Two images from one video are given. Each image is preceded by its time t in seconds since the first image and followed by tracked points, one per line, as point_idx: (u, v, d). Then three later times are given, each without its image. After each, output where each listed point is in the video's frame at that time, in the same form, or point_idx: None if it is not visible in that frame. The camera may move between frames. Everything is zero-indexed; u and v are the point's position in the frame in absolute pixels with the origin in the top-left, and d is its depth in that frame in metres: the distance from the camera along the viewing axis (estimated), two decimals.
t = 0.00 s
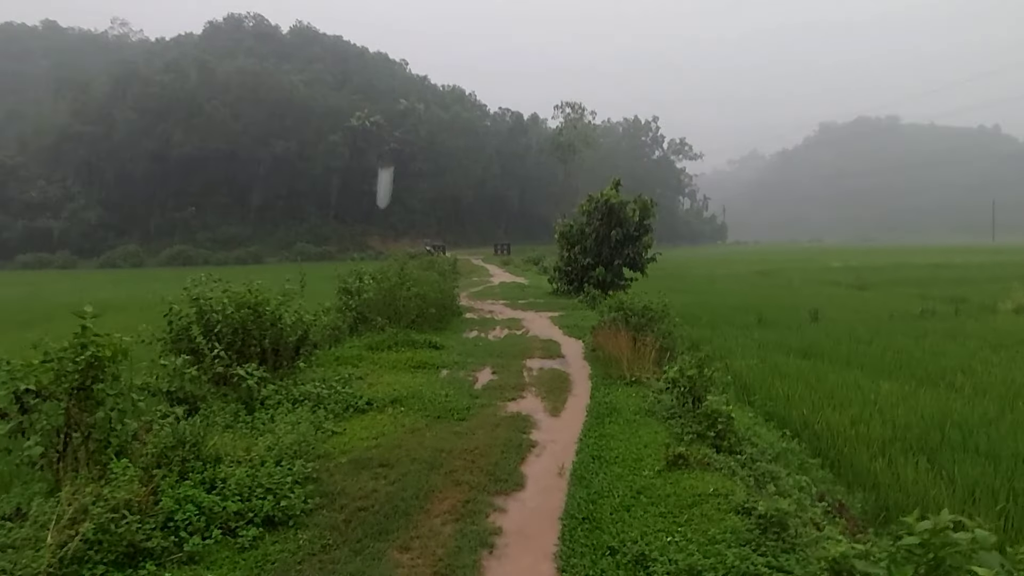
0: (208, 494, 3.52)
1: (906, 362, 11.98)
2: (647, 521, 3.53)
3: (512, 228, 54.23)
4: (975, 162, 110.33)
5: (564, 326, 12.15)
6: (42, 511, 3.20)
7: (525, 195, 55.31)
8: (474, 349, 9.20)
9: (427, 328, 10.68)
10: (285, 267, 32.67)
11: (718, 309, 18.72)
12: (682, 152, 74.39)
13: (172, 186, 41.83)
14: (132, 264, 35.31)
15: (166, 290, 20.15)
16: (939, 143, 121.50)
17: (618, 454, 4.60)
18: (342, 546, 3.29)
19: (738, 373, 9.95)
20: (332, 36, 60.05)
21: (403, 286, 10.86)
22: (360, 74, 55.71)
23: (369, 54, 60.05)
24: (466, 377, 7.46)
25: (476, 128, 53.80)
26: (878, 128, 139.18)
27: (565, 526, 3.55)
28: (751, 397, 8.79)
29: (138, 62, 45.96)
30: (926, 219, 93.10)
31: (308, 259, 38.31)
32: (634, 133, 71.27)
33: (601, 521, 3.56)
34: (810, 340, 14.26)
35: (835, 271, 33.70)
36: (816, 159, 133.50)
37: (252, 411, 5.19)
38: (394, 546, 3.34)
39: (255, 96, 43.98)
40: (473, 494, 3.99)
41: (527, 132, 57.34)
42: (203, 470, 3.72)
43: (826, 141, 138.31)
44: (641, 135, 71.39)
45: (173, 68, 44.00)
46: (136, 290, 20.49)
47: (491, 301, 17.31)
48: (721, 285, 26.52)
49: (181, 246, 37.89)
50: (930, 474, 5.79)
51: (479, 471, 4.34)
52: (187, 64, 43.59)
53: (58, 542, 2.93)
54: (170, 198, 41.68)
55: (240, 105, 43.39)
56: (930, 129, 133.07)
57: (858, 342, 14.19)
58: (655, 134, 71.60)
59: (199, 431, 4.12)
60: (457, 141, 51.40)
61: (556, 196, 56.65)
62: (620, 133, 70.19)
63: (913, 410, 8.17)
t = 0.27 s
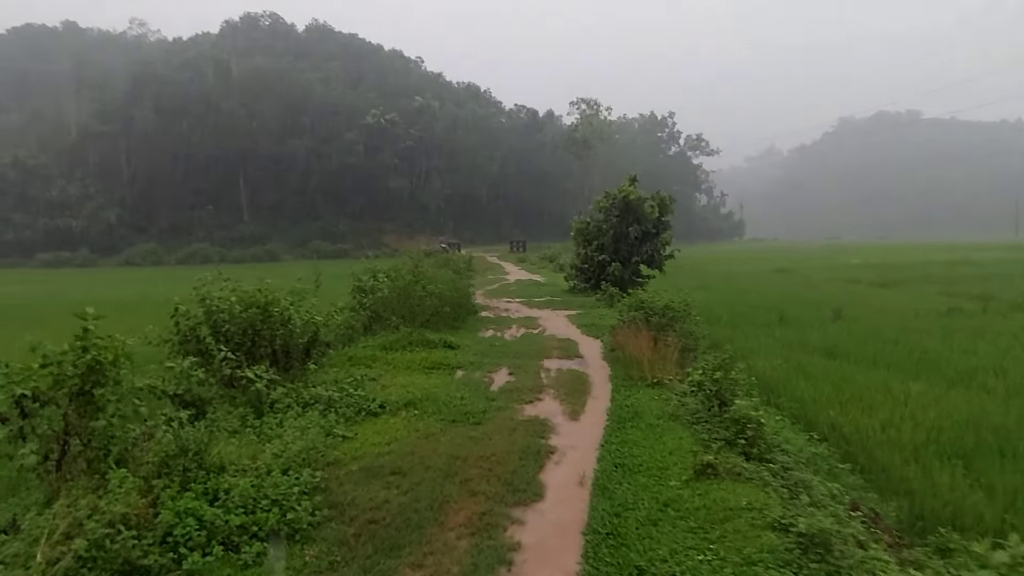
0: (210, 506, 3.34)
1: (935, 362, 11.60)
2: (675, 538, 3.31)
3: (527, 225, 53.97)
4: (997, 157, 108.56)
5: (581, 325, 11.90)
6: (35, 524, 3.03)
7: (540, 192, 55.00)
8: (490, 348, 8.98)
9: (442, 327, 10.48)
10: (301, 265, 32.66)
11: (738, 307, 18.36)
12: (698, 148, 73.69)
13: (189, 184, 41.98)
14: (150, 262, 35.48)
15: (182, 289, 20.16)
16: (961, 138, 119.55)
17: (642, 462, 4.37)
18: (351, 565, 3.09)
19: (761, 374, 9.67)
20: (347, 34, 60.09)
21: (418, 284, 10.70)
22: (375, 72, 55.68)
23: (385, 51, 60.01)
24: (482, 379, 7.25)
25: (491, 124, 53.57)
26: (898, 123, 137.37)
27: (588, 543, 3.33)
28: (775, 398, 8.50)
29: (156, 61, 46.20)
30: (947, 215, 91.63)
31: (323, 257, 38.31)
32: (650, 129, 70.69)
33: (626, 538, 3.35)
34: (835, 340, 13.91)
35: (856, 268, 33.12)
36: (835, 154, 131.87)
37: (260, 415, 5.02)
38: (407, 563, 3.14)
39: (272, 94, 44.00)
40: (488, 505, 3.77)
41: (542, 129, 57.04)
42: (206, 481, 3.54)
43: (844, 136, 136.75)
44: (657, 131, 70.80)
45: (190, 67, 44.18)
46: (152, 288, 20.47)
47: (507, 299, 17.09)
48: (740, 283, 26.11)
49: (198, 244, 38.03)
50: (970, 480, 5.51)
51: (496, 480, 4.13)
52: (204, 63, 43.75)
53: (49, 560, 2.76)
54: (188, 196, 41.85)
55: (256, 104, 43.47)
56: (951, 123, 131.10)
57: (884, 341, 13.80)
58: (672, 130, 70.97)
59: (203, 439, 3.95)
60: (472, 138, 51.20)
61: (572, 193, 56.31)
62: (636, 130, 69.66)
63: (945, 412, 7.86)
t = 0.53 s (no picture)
0: (201, 530, 3.10)
1: (965, 362, 11.20)
2: (707, 566, 3.03)
3: (539, 224, 53.66)
4: (1015, 150, 107.05)
5: (597, 326, 11.60)
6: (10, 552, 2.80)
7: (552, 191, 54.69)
8: (503, 351, 8.71)
9: (454, 329, 10.20)
10: (314, 266, 32.54)
11: (756, 305, 17.98)
12: (711, 144, 73.05)
13: (202, 186, 42.02)
14: (163, 264, 35.50)
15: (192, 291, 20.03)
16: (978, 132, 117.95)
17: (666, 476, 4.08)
18: None
19: (783, 375, 9.34)
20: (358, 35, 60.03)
21: (429, 285, 10.46)
22: (386, 72, 55.57)
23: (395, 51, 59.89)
24: (495, 384, 6.97)
25: (502, 123, 53.29)
26: (912, 117, 135.85)
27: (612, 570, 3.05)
28: (798, 400, 8.18)
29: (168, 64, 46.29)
30: (964, 210, 90.39)
31: (336, 258, 38.19)
32: (662, 126, 70.15)
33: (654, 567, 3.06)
34: (858, 338, 13.53)
35: (874, 265, 32.56)
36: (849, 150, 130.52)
37: (261, 426, 4.78)
38: None
39: (283, 96, 43.98)
40: (502, 525, 3.49)
41: (553, 127, 56.71)
42: (197, 501, 3.30)
43: (858, 131, 135.40)
44: (669, 128, 70.27)
45: (202, 70, 44.22)
46: (163, 291, 20.34)
47: (520, 299, 16.80)
48: (757, 281, 25.67)
49: (211, 246, 38.02)
50: (1014, 489, 5.20)
51: (511, 496, 3.86)
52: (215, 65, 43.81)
53: None
54: (200, 198, 41.87)
55: (268, 105, 43.43)
56: (967, 117, 129.50)
57: (909, 340, 13.39)
58: (684, 127, 70.41)
59: (197, 455, 3.70)
60: (484, 137, 50.95)
61: (584, 191, 55.94)
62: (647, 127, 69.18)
63: (980, 414, 7.51)
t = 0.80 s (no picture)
0: (191, 563, 2.91)
1: (981, 365, 10.97)
2: None
3: (544, 224, 53.48)
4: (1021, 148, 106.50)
5: (604, 329, 11.39)
6: None
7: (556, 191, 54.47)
8: (509, 357, 8.49)
9: (459, 333, 10.01)
10: (317, 268, 32.36)
11: (765, 307, 17.73)
12: (715, 143, 72.67)
13: (206, 188, 41.91)
14: (168, 266, 35.39)
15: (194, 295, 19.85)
16: (984, 130, 117.18)
17: (686, 495, 3.86)
18: None
19: (798, 380, 9.10)
20: (361, 36, 59.91)
21: (433, 288, 10.24)
22: (389, 73, 55.42)
23: (398, 53, 59.75)
24: (502, 391, 6.76)
25: (506, 123, 53.10)
26: (917, 116, 135.26)
27: None
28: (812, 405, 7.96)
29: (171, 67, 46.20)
30: (970, 209, 89.78)
31: (340, 259, 38.04)
32: (665, 126, 69.83)
33: None
34: (870, 341, 13.28)
35: (882, 264, 32.22)
36: (853, 148, 129.83)
37: (261, 440, 4.59)
38: None
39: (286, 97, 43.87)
40: (514, 551, 3.28)
41: (557, 127, 56.46)
42: (187, 530, 3.11)
43: (862, 130, 134.84)
44: (673, 127, 69.89)
45: (205, 72, 44.12)
46: (165, 295, 20.17)
47: (525, 302, 16.59)
48: (764, 281, 25.38)
49: (216, 248, 37.91)
50: None
51: (521, 517, 3.64)
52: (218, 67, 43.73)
53: None
54: (204, 200, 41.80)
55: (271, 107, 43.24)
56: (973, 115, 128.87)
57: (922, 342, 13.17)
58: (688, 126, 70.03)
59: (188, 477, 3.49)
60: (487, 138, 50.75)
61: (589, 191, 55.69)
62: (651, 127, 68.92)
63: (1001, 421, 7.26)
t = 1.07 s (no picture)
0: None
1: (995, 364, 10.76)
2: None
3: (544, 224, 53.28)
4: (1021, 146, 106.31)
5: (611, 328, 11.18)
6: None
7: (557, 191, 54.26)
8: (515, 357, 8.27)
9: (464, 333, 9.80)
10: (318, 268, 32.14)
11: (771, 305, 17.52)
12: (715, 142, 72.41)
13: (206, 189, 41.69)
14: (168, 267, 35.15)
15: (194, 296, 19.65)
16: (984, 128, 116.88)
17: (712, 504, 3.66)
18: None
19: (810, 380, 8.89)
20: (360, 36, 59.71)
21: (437, 287, 10.01)
22: (388, 73, 55.22)
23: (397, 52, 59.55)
24: (509, 393, 6.55)
25: (506, 123, 52.89)
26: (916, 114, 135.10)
27: None
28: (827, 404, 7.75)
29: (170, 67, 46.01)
30: (971, 206, 89.51)
31: (341, 259, 37.83)
32: (665, 124, 69.56)
33: None
34: (880, 339, 13.07)
35: (885, 262, 31.97)
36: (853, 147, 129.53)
37: (261, 446, 4.37)
38: None
39: (286, 97, 43.66)
40: (532, 567, 3.07)
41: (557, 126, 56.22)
42: (181, 549, 2.90)
43: (862, 128, 134.68)
44: (673, 126, 69.60)
45: (204, 73, 43.91)
46: (165, 297, 19.94)
47: (529, 301, 16.37)
48: (767, 279, 25.16)
49: (216, 248, 37.72)
50: None
51: (538, 528, 3.43)
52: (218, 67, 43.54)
53: None
54: (204, 201, 41.60)
55: (270, 107, 43.00)
56: (972, 113, 128.68)
57: (933, 340, 12.96)
58: (687, 125, 69.75)
59: (184, 489, 3.28)
60: (487, 137, 50.52)
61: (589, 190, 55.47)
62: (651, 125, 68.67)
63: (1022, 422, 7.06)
